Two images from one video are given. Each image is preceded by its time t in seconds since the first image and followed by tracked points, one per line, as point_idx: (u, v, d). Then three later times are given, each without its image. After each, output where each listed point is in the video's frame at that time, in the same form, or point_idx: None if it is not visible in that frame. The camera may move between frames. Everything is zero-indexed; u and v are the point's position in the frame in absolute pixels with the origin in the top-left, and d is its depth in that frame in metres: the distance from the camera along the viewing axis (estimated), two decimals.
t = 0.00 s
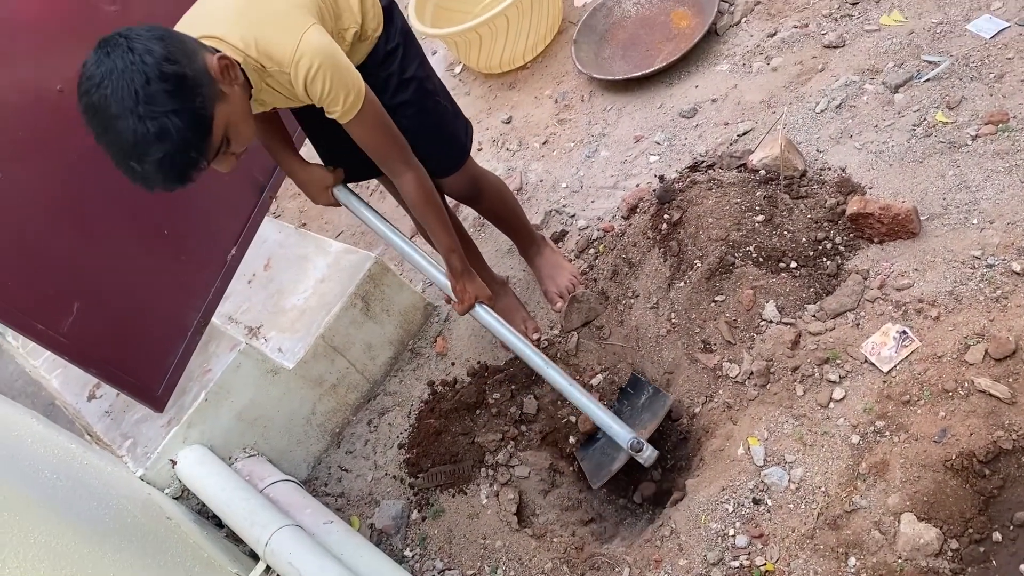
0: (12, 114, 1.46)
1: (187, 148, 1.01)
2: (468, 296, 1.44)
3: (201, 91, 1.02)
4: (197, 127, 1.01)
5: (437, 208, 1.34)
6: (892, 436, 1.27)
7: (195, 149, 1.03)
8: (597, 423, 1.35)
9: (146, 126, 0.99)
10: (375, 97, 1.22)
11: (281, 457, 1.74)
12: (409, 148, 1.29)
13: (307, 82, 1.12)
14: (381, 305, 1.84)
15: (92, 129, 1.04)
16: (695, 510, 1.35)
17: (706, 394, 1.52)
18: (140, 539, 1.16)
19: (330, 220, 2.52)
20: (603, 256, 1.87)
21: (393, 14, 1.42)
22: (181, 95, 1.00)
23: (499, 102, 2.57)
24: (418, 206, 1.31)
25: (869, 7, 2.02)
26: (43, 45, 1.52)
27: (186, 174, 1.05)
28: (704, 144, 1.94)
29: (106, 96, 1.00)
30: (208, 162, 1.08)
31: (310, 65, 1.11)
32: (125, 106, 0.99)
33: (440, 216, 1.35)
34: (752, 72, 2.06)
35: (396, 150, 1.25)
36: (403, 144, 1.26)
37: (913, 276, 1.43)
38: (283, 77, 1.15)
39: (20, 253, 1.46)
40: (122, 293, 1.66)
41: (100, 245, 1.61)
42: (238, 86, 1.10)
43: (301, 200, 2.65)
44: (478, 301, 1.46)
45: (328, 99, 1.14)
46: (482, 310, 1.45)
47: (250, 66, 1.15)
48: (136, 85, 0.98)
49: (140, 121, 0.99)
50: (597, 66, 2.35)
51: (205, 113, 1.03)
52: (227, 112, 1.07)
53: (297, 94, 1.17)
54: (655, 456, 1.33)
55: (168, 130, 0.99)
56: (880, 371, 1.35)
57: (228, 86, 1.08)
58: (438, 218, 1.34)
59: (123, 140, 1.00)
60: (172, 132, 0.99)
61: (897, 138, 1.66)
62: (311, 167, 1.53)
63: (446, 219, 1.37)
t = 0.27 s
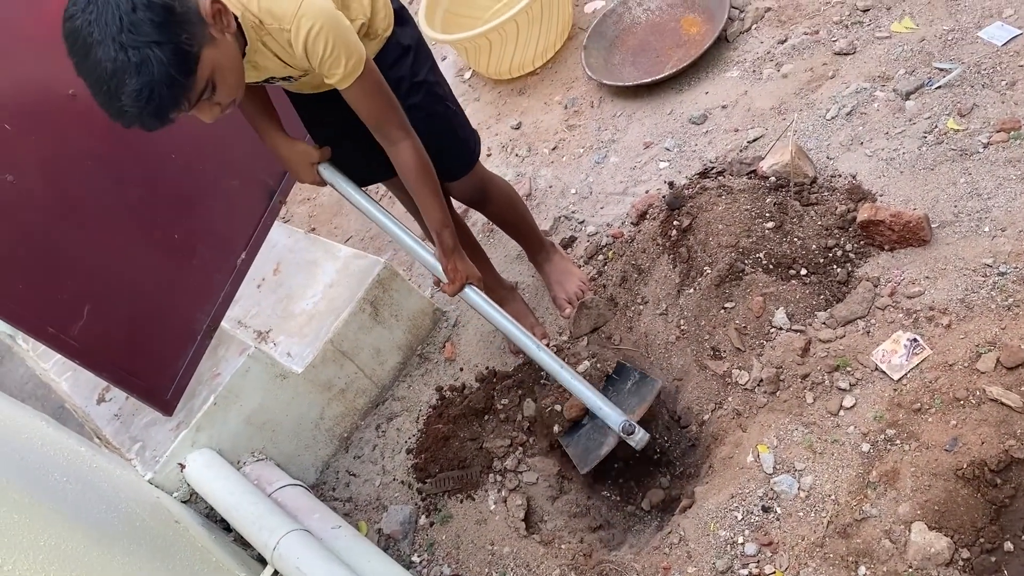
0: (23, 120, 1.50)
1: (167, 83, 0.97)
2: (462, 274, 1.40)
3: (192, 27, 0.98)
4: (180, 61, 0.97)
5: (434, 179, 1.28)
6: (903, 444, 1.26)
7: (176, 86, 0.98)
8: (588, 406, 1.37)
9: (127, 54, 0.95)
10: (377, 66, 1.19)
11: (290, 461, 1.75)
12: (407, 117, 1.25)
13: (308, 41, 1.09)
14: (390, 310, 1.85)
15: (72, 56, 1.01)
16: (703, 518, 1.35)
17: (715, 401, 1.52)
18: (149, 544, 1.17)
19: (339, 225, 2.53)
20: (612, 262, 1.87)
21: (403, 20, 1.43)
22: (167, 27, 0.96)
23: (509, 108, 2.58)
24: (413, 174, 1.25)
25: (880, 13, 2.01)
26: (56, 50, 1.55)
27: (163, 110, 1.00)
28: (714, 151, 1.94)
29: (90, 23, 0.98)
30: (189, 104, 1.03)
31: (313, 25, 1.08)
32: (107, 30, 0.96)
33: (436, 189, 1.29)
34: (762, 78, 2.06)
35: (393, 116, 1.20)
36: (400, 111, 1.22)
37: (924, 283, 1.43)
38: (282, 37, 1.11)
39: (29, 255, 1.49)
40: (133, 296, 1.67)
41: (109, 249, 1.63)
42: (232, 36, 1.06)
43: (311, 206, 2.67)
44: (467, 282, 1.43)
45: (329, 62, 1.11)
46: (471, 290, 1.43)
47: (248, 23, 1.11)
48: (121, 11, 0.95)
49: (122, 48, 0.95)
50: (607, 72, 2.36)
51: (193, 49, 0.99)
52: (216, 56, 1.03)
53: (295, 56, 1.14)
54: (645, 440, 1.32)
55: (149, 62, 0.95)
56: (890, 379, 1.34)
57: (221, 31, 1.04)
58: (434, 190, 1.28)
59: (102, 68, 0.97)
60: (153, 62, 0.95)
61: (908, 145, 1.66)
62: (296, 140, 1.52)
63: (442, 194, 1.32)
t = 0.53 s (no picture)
0: (28, 114, 1.50)
1: (124, 52, 0.95)
2: (433, 234, 1.36)
3: None
4: (140, 32, 0.95)
5: (416, 134, 1.25)
6: (909, 441, 1.25)
7: (133, 56, 0.97)
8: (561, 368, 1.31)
9: (84, 23, 0.94)
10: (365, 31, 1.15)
11: (295, 457, 1.76)
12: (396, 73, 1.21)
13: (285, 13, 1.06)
14: (395, 306, 1.85)
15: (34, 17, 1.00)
16: (708, 514, 1.34)
17: (720, 398, 1.52)
18: (154, 539, 1.17)
19: (343, 221, 2.53)
20: (617, 259, 1.86)
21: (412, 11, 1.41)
22: None
23: (514, 103, 2.58)
24: (397, 129, 1.22)
25: (888, 8, 2.00)
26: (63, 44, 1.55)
27: (121, 80, 0.99)
28: (720, 147, 1.94)
29: None
30: (149, 72, 1.02)
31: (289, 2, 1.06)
32: None
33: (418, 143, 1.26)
34: (769, 74, 2.05)
35: (382, 75, 1.17)
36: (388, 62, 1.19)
37: (931, 280, 1.42)
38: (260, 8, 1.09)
39: (33, 250, 1.49)
40: (138, 292, 1.68)
41: (114, 245, 1.63)
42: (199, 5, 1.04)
43: (315, 202, 2.67)
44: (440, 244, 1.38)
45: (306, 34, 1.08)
46: (444, 251, 1.36)
47: None
48: None
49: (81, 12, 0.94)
50: (612, 68, 2.35)
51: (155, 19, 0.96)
52: (179, 25, 1.00)
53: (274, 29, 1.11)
54: (616, 400, 1.27)
55: (105, 30, 0.93)
56: (897, 376, 1.34)
57: None
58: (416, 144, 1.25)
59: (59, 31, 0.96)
60: (111, 32, 0.94)
61: (915, 141, 1.65)
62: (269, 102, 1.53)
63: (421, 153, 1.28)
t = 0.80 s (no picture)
0: (32, 107, 1.49)
1: (82, 52, 0.97)
2: (385, 190, 1.38)
3: (114, 1, 0.96)
4: (100, 34, 0.97)
5: (393, 90, 1.26)
6: (915, 433, 1.25)
7: (93, 56, 0.99)
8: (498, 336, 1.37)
9: (46, 22, 0.96)
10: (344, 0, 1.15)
11: (300, 449, 1.76)
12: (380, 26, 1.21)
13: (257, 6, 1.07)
14: (399, 299, 1.85)
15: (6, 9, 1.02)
16: (713, 506, 1.35)
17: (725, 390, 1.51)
18: (161, 531, 1.18)
19: (347, 213, 2.53)
20: (622, 251, 1.86)
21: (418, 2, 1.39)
22: None
23: (517, 95, 2.57)
24: (376, 83, 1.23)
25: None
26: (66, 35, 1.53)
27: (84, 77, 1.02)
28: (725, 138, 1.93)
29: None
30: (114, 68, 1.04)
31: None
32: None
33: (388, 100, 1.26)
34: (774, 65, 2.04)
35: (365, 31, 1.17)
36: (369, 17, 1.19)
37: (937, 272, 1.41)
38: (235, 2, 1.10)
39: (37, 245, 1.49)
40: (143, 285, 1.68)
41: (119, 239, 1.63)
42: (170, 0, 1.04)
43: (319, 194, 2.67)
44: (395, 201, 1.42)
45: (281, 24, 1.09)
46: (397, 209, 1.41)
47: None
48: None
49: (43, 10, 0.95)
50: (616, 59, 2.34)
51: (115, 21, 0.97)
52: (144, 23, 1.01)
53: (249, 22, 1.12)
54: (546, 375, 1.32)
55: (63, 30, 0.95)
56: (902, 368, 1.34)
57: None
58: (383, 99, 1.25)
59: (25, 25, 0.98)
60: (70, 34, 0.96)
61: (921, 132, 1.64)
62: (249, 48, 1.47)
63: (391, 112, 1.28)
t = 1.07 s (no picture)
0: (38, 102, 1.49)
1: (58, 57, 1.00)
2: (345, 170, 1.37)
3: (87, 8, 0.98)
4: (74, 40, 0.99)
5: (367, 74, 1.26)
6: (921, 425, 1.25)
7: (70, 60, 1.01)
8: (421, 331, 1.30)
9: (20, 26, 0.98)
10: None
11: (306, 443, 1.77)
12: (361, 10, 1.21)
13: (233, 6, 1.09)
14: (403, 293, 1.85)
15: None
16: (718, 499, 1.35)
17: (730, 382, 1.51)
18: (167, 527, 1.18)
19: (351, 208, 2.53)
20: (626, 244, 1.86)
21: None
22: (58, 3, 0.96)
23: (521, 88, 2.56)
24: (352, 65, 1.24)
25: None
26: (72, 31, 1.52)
27: (62, 78, 1.04)
28: (729, 131, 1.92)
29: None
30: (93, 67, 1.07)
31: None
32: None
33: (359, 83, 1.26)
34: (778, 57, 2.03)
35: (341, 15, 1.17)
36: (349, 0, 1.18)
37: (943, 263, 1.41)
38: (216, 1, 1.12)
39: (43, 240, 1.49)
40: (149, 281, 1.68)
41: (124, 235, 1.63)
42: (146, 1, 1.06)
43: (323, 189, 2.67)
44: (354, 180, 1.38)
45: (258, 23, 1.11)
46: (356, 186, 1.36)
47: None
48: None
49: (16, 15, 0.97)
50: (619, 52, 2.33)
51: (88, 25, 0.99)
52: (118, 25, 1.03)
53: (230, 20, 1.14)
54: (459, 377, 1.25)
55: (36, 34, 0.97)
56: (908, 360, 1.33)
57: None
58: (354, 82, 1.25)
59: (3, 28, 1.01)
60: (44, 39, 0.98)
61: (926, 123, 1.63)
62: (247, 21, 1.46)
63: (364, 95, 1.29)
